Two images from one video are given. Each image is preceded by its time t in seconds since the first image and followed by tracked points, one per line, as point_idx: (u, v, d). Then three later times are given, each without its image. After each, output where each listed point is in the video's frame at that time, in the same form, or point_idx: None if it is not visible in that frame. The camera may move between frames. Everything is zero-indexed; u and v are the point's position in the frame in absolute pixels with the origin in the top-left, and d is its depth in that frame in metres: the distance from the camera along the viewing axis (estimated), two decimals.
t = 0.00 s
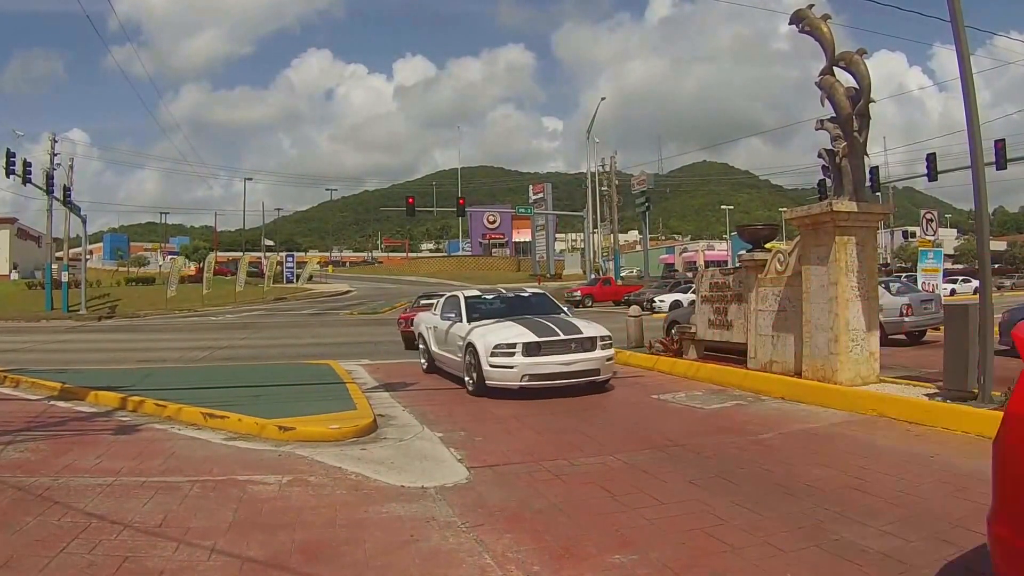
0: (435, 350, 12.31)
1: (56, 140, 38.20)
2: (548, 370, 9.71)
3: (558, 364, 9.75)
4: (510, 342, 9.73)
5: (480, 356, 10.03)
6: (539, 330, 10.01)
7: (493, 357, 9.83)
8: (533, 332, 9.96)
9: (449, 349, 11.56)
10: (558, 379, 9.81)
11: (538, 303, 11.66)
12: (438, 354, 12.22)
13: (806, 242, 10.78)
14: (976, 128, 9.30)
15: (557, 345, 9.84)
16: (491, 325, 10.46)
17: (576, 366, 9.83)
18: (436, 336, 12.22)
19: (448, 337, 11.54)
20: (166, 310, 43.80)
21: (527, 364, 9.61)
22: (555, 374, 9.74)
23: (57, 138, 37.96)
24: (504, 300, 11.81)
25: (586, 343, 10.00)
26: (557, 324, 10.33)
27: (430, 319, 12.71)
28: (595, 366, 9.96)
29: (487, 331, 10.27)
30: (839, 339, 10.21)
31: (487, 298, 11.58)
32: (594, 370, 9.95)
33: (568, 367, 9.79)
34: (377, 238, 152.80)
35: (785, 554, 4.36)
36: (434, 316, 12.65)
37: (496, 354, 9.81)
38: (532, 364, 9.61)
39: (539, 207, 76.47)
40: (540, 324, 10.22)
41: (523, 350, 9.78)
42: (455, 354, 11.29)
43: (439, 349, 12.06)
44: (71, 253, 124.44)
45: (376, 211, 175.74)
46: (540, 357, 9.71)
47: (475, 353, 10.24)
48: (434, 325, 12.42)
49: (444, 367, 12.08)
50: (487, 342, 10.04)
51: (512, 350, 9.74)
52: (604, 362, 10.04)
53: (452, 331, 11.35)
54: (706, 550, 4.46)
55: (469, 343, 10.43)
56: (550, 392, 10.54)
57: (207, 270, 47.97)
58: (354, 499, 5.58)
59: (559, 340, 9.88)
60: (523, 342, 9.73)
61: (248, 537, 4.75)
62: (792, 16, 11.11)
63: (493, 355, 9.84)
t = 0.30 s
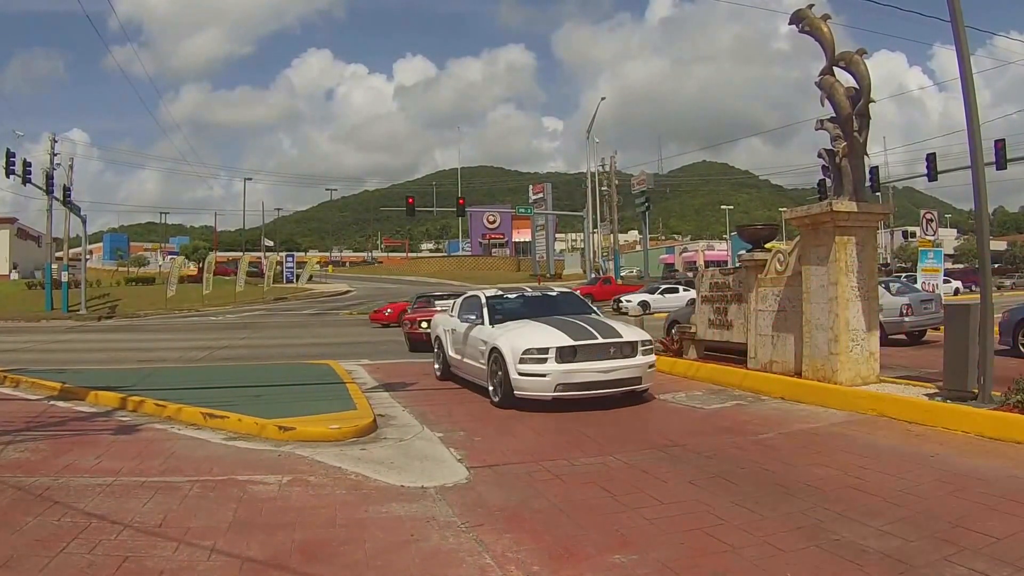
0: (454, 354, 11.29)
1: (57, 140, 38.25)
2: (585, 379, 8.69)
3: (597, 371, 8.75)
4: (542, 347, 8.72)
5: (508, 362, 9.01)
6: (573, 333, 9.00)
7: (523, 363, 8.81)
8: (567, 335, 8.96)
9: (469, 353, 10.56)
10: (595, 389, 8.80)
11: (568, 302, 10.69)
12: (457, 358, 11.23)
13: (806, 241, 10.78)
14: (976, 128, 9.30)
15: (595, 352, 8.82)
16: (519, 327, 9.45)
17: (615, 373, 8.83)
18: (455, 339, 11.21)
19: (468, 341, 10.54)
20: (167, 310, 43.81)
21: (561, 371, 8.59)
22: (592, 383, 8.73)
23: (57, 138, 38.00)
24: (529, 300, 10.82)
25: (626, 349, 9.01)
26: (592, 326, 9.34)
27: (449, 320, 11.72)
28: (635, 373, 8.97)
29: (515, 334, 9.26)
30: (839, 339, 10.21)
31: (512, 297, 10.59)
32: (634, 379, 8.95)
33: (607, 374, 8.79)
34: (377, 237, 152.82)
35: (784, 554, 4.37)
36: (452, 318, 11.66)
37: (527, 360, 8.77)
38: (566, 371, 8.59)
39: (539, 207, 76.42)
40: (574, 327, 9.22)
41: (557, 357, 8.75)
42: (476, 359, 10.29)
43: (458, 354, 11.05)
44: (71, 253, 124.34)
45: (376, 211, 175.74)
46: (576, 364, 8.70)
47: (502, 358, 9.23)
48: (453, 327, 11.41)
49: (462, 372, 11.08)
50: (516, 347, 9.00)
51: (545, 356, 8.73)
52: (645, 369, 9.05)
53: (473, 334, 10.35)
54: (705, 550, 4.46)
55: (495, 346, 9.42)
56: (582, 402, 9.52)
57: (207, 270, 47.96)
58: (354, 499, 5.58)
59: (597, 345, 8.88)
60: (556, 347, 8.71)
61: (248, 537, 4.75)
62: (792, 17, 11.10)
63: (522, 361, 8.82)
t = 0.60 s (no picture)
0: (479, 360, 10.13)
1: (57, 140, 38.32)
2: (638, 393, 7.54)
3: (652, 383, 7.60)
4: (589, 355, 7.59)
5: (547, 372, 7.86)
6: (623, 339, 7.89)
7: (566, 373, 7.66)
8: (616, 341, 7.83)
9: (496, 360, 9.44)
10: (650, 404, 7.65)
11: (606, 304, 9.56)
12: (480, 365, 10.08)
13: (807, 242, 10.76)
14: (976, 127, 9.29)
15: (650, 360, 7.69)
16: (557, 330, 8.33)
17: (673, 385, 7.69)
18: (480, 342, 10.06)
19: (495, 346, 9.42)
20: (167, 310, 43.83)
21: (611, 382, 7.46)
22: (647, 397, 7.60)
23: (57, 138, 38.04)
24: (562, 300, 9.69)
25: (683, 357, 7.89)
26: (643, 331, 8.21)
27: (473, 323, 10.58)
28: (694, 385, 7.85)
29: (555, 338, 8.11)
30: (839, 339, 10.21)
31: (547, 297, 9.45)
32: (693, 391, 7.83)
33: (664, 386, 7.65)
34: (377, 237, 152.86)
35: (784, 554, 4.37)
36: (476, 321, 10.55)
37: (573, 371, 7.61)
38: (617, 383, 7.46)
39: (539, 207, 76.37)
40: (623, 332, 8.10)
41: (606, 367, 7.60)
42: (504, 367, 9.16)
43: (483, 360, 9.88)
44: (70, 253, 124.30)
45: (376, 211, 175.77)
46: (628, 374, 7.58)
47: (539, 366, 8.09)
48: (477, 330, 10.26)
49: (486, 382, 9.93)
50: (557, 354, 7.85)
51: (592, 364, 7.59)
52: (704, 380, 7.93)
53: (502, 338, 9.21)
54: (705, 550, 4.45)
55: (530, 353, 8.27)
56: (629, 416, 8.38)
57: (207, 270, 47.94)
58: (353, 499, 5.58)
59: (651, 352, 7.76)
60: (606, 354, 7.59)
61: (248, 536, 4.75)
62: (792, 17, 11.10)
63: (565, 371, 7.67)
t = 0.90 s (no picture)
0: (513, 369, 8.83)
1: (57, 140, 38.30)
2: (722, 413, 6.31)
3: (737, 401, 6.37)
4: (663, 367, 6.36)
5: (610, 388, 6.60)
6: (701, 348, 6.65)
7: (635, 390, 6.41)
8: (693, 349, 6.60)
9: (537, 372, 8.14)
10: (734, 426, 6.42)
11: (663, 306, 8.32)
12: (515, 376, 8.78)
13: (807, 242, 10.76)
14: (975, 127, 9.29)
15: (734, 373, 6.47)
16: (617, 336, 7.09)
17: (762, 404, 6.47)
18: (515, 349, 8.76)
19: (537, 355, 8.14)
20: (167, 310, 43.82)
21: (691, 401, 6.23)
22: (731, 417, 6.37)
23: (57, 138, 38.01)
24: (612, 301, 8.44)
25: (772, 369, 6.67)
26: (720, 337, 6.98)
27: (504, 327, 9.27)
28: (785, 404, 6.63)
29: (616, 346, 6.85)
30: (839, 339, 10.21)
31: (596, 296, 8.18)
32: (783, 411, 6.62)
33: (752, 405, 6.43)
34: (377, 237, 152.86)
35: (784, 553, 4.37)
36: (508, 325, 9.24)
37: (644, 387, 6.37)
38: (698, 402, 6.24)
39: (539, 207, 76.31)
40: (698, 339, 6.87)
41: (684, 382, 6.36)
42: (547, 380, 7.88)
43: (519, 370, 8.58)
44: (70, 254, 124.21)
45: (376, 211, 175.75)
46: (710, 391, 6.34)
47: (598, 380, 6.80)
48: (511, 335, 8.97)
49: (521, 396, 8.66)
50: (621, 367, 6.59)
51: (668, 379, 6.34)
52: (793, 398, 6.72)
53: (546, 345, 7.91)
54: (704, 550, 4.45)
55: (586, 365, 6.98)
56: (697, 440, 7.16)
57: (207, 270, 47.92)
58: (353, 499, 5.57)
59: (736, 363, 6.53)
60: (684, 366, 6.36)
61: (248, 537, 4.75)
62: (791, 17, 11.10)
63: (634, 387, 6.43)
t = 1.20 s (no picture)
0: (571, 386, 7.31)
1: (58, 140, 38.33)
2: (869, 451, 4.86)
3: (887, 436, 4.92)
4: (795, 394, 4.86)
5: (721, 421, 5.07)
6: (833, 365, 5.19)
7: (756, 423, 4.90)
8: (827, 368, 5.12)
9: (604, 391, 6.59)
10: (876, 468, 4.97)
11: (750, 309, 6.85)
12: (571, 394, 7.28)
13: (807, 242, 10.76)
14: (975, 127, 9.30)
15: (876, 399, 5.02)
16: (718, 351, 5.57)
17: (911, 438, 5.06)
18: (573, 363, 7.25)
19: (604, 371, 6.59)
20: (167, 310, 43.82)
21: (834, 440, 4.77)
22: (874, 458, 4.93)
23: (57, 138, 38.02)
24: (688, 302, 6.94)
25: (917, 393, 5.26)
26: (846, 351, 5.53)
27: (557, 334, 7.78)
28: (933, 436, 5.24)
29: (721, 363, 5.35)
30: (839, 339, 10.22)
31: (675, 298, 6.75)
32: (930, 446, 5.22)
33: (901, 441, 4.99)
34: (377, 237, 152.82)
35: (784, 553, 4.37)
36: (561, 333, 7.75)
37: (769, 419, 4.87)
38: (843, 441, 4.77)
39: (538, 208, 76.27)
40: (822, 353, 5.40)
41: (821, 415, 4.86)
42: (619, 404, 6.34)
43: (579, 387, 7.08)
44: (71, 254, 124.11)
45: (376, 211, 175.77)
46: (854, 425, 4.88)
47: (701, 410, 5.28)
48: (566, 344, 7.47)
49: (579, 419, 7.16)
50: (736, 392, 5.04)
51: (799, 409, 4.85)
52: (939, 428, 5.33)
53: (616, 360, 6.42)
54: (703, 550, 4.45)
55: (681, 388, 5.45)
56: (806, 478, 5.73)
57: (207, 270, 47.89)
58: (353, 499, 5.57)
59: (882, 385, 5.07)
60: (822, 393, 4.86)
61: (248, 536, 4.75)
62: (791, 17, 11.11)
63: (754, 420, 4.92)
